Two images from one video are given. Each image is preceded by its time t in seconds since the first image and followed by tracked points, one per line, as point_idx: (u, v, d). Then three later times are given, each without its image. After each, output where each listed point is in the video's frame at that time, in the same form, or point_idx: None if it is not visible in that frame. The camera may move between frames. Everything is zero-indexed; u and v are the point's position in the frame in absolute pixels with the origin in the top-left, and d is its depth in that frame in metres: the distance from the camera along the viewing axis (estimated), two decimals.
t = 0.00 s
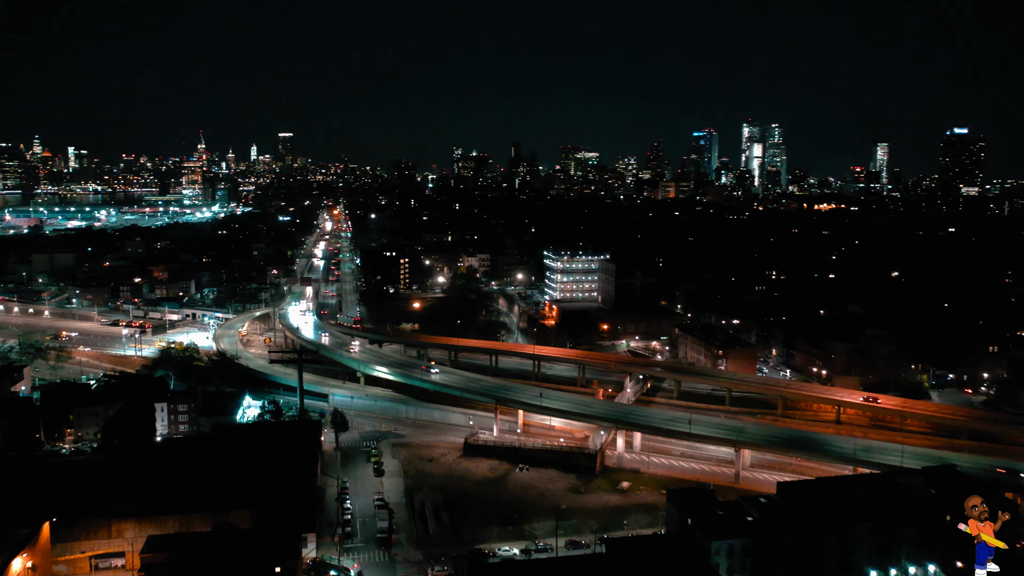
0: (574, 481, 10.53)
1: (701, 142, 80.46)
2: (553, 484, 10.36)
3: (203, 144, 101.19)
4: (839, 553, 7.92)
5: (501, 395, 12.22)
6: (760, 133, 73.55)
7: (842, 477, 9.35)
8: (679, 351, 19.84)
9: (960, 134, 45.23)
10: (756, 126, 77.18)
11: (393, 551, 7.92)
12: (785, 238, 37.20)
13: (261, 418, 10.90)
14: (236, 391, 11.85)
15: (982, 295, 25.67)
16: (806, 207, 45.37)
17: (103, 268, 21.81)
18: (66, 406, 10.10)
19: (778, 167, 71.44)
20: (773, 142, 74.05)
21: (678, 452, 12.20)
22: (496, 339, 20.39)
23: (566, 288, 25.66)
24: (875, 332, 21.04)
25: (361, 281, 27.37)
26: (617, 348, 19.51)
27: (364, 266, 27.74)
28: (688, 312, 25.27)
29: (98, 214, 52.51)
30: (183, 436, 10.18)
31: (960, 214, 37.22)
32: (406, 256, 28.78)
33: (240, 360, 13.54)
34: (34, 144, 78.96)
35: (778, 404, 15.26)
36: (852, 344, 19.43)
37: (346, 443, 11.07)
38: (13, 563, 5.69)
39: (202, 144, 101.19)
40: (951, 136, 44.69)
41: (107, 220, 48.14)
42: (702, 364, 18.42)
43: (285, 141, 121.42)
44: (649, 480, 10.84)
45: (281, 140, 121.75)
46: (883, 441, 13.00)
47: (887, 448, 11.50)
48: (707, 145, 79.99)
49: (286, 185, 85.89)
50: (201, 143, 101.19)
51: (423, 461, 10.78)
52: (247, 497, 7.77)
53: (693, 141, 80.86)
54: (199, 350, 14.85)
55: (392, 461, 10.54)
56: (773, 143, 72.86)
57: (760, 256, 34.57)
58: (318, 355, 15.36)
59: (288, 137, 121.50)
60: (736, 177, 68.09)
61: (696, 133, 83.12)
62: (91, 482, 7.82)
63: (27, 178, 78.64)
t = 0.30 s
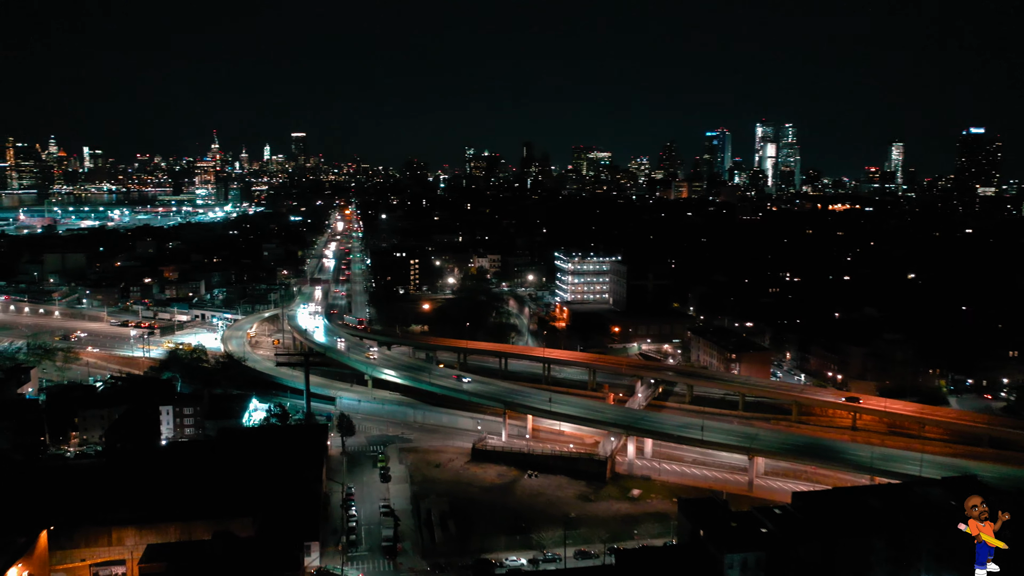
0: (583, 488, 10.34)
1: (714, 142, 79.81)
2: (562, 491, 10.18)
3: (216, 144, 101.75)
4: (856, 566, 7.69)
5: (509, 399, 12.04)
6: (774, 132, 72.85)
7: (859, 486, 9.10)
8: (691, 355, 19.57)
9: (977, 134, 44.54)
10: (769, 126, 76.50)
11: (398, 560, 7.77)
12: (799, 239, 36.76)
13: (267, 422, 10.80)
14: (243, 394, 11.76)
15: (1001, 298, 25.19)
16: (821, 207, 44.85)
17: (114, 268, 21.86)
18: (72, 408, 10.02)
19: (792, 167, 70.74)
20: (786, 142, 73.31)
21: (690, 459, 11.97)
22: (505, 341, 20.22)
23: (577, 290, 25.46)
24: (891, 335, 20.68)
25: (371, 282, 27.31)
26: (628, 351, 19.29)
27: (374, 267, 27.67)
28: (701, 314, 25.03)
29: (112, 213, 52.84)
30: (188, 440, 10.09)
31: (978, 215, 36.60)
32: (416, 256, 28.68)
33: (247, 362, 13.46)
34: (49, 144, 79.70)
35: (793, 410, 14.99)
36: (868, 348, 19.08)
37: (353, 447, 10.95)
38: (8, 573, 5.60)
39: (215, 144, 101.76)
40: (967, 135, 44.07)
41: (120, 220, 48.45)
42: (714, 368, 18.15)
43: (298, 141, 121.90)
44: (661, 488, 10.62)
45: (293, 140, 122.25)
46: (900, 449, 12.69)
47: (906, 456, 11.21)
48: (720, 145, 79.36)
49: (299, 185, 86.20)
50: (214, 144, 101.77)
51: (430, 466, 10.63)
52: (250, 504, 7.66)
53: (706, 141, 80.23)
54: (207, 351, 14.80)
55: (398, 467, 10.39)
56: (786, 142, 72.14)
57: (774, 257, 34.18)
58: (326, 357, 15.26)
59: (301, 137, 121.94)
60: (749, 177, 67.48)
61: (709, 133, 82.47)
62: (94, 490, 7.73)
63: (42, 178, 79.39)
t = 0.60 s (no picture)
0: (594, 497, 10.13)
1: (728, 142, 79.19)
2: (571, 499, 9.98)
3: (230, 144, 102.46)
4: None
5: (518, 404, 11.86)
6: (788, 132, 72.07)
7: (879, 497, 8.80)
8: (704, 359, 19.30)
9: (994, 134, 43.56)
10: (784, 125, 75.76)
11: (403, 570, 7.60)
12: (814, 240, 36.28)
13: (273, 425, 10.69)
14: (250, 397, 11.67)
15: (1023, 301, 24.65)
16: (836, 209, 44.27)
17: (125, 268, 21.93)
18: (77, 412, 9.94)
19: (806, 167, 70.04)
20: (801, 141, 72.59)
21: (703, 466, 11.73)
22: (516, 344, 20.04)
23: (589, 292, 25.26)
24: (909, 340, 20.28)
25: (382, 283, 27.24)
26: (640, 354, 19.05)
27: (385, 267, 27.61)
28: (714, 317, 24.78)
29: (126, 213, 53.27)
30: (194, 444, 9.99)
31: (998, 216, 35.94)
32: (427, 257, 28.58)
33: (255, 364, 13.38)
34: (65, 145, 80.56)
35: (809, 416, 14.70)
36: (886, 354, 18.68)
37: (360, 452, 10.81)
38: None
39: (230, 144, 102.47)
40: (984, 136, 43.14)
41: (134, 220, 48.80)
42: (728, 373, 17.88)
43: (311, 141, 122.44)
44: (673, 496, 10.39)
45: (307, 141, 122.83)
46: (920, 457, 12.37)
47: (925, 464, 10.91)
48: (734, 145, 78.74)
49: (312, 185, 86.58)
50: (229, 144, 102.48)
51: (438, 472, 10.47)
52: (253, 512, 7.53)
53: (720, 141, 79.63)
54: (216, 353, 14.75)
55: (405, 473, 10.24)
56: (801, 142, 71.45)
57: (789, 259, 33.74)
58: (335, 360, 15.16)
59: (315, 137, 122.50)
60: (763, 178, 66.84)
61: (722, 133, 81.85)
62: (95, 499, 7.64)
63: (58, 178, 80.26)
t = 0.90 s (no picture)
0: (604, 505, 9.92)
1: (742, 142, 78.53)
2: (581, 507, 9.78)
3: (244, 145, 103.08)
4: None
5: (527, 409, 11.67)
6: (803, 133, 71.09)
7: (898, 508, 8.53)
8: (717, 363, 19.02)
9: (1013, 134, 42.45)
10: (799, 125, 74.98)
11: None
12: (830, 242, 35.82)
13: (280, 429, 10.58)
14: (258, 400, 11.58)
15: None
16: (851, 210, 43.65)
17: (137, 269, 21.98)
18: (82, 414, 9.86)
19: (821, 167, 69.33)
20: (816, 142, 71.82)
21: (717, 474, 11.46)
22: (526, 346, 19.85)
23: (601, 293, 25.02)
24: (927, 345, 19.90)
25: (392, 284, 27.15)
26: (652, 358, 18.81)
27: (395, 269, 27.53)
28: (728, 319, 24.47)
29: (140, 213, 53.69)
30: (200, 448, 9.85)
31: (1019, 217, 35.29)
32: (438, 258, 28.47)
33: (263, 366, 13.28)
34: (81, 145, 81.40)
35: (825, 422, 14.39)
36: (903, 359, 18.32)
37: (366, 457, 10.67)
38: None
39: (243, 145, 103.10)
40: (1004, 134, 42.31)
41: (148, 220, 49.15)
42: (742, 377, 17.59)
43: (325, 142, 122.98)
44: (685, 505, 10.15)
45: (320, 141, 123.34)
46: (939, 466, 12.05)
47: (946, 474, 10.60)
48: (749, 145, 78.07)
49: (324, 185, 86.89)
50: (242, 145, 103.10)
51: (445, 478, 10.30)
52: (255, 520, 7.44)
53: (734, 141, 79.02)
54: (225, 355, 14.68)
55: (412, 479, 10.09)
56: (816, 142, 70.71)
57: (804, 261, 33.28)
58: (344, 362, 15.02)
59: (328, 137, 123.03)
60: (777, 178, 66.17)
61: (736, 133, 81.18)
62: (95, 510, 7.52)
63: (74, 178, 81.16)
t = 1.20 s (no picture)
0: (613, 514, 9.72)
1: (755, 142, 77.91)
2: (589, 516, 9.59)
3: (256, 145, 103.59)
4: None
5: (536, 414, 11.49)
6: (816, 133, 70.25)
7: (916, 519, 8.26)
8: (730, 367, 18.75)
9: None
10: (812, 125, 74.21)
11: None
12: (844, 243, 35.37)
13: (285, 433, 10.48)
14: (263, 404, 11.49)
15: None
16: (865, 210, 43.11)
17: (146, 269, 22.01)
18: (86, 418, 9.77)
19: (835, 167, 68.62)
20: (830, 142, 71.07)
21: (728, 482, 11.24)
22: (535, 349, 19.66)
23: (611, 295, 24.79)
24: (944, 350, 19.53)
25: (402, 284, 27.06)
26: (663, 362, 18.57)
27: (405, 270, 27.44)
28: (740, 322, 24.17)
29: (152, 213, 54.10)
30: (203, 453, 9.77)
31: None
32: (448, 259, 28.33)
33: (269, 369, 13.18)
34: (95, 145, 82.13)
35: (839, 428, 14.10)
36: (920, 364, 17.97)
37: (372, 462, 10.53)
38: None
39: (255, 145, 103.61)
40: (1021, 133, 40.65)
41: (160, 220, 49.47)
42: (755, 382, 17.31)
43: (337, 142, 123.41)
44: (696, 514, 9.94)
45: (332, 141, 123.78)
46: (958, 476, 11.75)
47: (965, 484, 10.30)
48: (762, 145, 77.40)
49: (336, 185, 87.15)
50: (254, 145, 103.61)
51: (451, 485, 10.14)
52: (256, 529, 7.31)
53: (746, 141, 78.42)
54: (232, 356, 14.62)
55: (418, 485, 9.94)
56: (830, 143, 69.97)
57: (817, 263, 32.85)
58: (351, 365, 14.91)
59: (340, 137, 123.43)
60: (790, 179, 65.53)
61: (749, 133, 80.54)
62: (94, 522, 7.40)
63: (88, 178, 81.92)
